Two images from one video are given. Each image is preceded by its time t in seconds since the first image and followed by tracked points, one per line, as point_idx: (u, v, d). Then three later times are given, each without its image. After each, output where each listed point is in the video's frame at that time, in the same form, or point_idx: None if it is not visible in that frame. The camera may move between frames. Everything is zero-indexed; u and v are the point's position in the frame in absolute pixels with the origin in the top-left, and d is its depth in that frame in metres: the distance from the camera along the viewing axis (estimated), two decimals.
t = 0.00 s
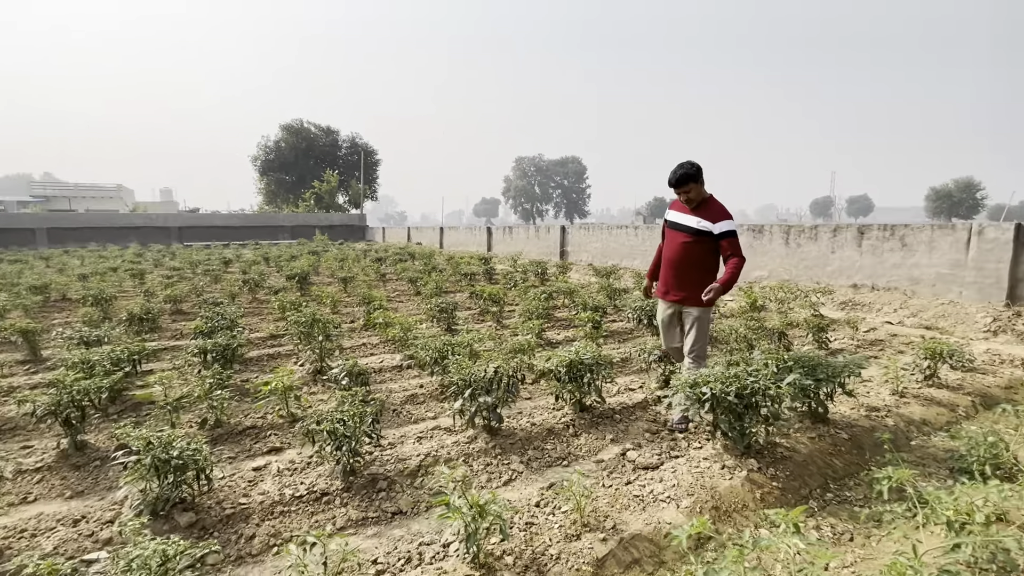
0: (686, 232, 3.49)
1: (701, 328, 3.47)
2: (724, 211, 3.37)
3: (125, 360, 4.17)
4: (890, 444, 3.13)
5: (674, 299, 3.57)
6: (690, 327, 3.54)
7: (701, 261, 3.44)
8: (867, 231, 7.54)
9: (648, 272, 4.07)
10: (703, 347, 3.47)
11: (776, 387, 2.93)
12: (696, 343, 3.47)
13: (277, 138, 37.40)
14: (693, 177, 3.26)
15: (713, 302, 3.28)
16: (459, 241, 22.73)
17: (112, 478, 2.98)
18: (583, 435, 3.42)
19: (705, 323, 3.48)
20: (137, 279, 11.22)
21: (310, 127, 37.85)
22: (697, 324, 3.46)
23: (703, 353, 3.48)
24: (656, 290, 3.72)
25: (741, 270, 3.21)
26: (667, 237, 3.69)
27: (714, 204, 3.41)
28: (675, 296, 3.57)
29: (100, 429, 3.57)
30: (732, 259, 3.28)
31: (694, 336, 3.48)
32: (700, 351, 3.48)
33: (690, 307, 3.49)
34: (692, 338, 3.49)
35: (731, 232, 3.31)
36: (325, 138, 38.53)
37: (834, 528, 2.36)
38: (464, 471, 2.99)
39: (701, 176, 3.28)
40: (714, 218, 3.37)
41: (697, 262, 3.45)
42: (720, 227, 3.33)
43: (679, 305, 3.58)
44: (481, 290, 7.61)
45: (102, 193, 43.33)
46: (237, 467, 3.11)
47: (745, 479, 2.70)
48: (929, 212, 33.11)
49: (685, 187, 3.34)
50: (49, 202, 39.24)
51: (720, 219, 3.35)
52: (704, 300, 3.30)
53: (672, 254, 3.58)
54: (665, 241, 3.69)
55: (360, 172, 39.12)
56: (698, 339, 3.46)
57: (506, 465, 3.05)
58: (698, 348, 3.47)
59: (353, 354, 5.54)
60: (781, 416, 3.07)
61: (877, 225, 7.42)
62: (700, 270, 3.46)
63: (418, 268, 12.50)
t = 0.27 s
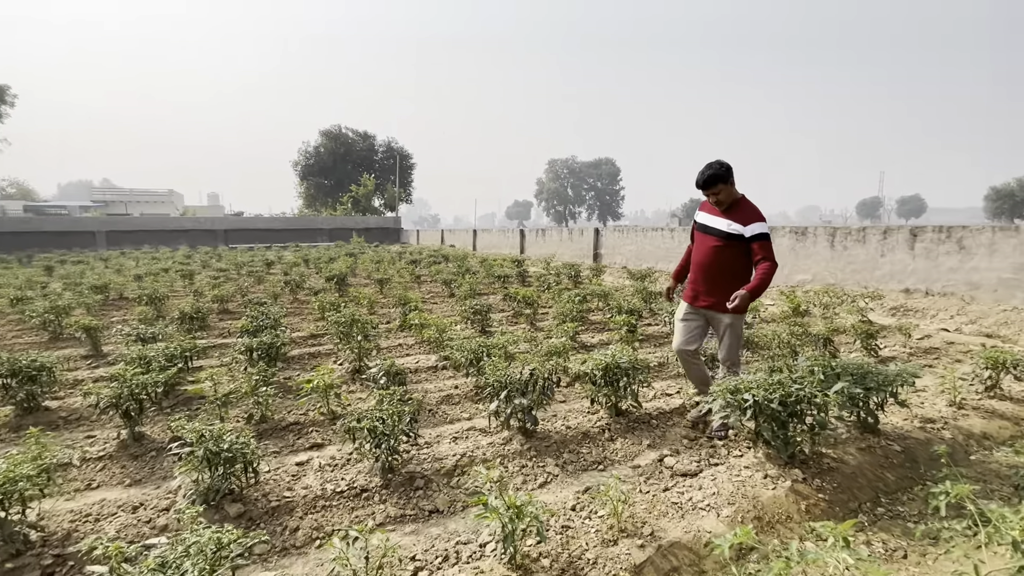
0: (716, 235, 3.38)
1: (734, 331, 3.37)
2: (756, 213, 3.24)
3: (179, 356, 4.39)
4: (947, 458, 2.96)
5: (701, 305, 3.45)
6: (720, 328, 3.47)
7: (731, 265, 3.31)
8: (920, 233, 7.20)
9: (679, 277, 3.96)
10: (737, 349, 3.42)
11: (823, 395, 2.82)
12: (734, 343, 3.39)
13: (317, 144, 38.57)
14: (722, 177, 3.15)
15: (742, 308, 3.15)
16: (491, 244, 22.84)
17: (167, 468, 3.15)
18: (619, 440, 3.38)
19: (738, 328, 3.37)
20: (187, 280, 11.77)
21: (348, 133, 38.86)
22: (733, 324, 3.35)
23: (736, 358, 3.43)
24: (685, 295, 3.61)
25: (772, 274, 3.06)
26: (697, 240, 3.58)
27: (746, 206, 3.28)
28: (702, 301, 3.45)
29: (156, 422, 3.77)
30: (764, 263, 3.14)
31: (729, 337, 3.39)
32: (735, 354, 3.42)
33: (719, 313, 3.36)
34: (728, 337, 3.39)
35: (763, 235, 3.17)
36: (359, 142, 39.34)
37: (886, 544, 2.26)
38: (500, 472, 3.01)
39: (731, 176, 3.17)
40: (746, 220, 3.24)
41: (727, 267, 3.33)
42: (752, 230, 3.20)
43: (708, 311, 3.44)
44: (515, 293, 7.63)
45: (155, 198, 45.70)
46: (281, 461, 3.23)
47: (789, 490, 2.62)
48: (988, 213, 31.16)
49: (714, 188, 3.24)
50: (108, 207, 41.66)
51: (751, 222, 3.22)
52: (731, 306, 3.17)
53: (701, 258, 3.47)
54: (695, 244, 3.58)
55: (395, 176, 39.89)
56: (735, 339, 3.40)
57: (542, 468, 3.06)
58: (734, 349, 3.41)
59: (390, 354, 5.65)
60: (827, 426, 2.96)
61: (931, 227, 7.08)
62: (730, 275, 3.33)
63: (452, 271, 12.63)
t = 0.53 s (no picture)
0: (731, 242, 3.14)
1: (758, 342, 3.16)
2: (774, 217, 3.00)
3: (219, 354, 4.55)
4: (1005, 474, 2.78)
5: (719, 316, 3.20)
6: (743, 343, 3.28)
7: (749, 273, 3.08)
8: (975, 234, 6.79)
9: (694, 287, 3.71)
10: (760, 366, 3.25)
11: (868, 404, 2.69)
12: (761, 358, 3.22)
13: (351, 147, 39.47)
14: (735, 183, 2.92)
15: (764, 318, 2.93)
16: (521, 245, 22.83)
17: (207, 462, 3.27)
18: (649, 446, 3.32)
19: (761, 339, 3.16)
20: (228, 279, 12.21)
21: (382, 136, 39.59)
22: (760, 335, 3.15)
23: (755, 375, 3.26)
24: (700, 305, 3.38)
25: (795, 283, 2.84)
26: (710, 248, 3.34)
27: (763, 210, 3.04)
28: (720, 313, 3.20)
29: (197, 416, 3.93)
30: (785, 270, 2.91)
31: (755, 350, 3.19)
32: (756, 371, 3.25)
33: (739, 324, 3.13)
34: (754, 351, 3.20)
35: (783, 240, 2.94)
36: (393, 142, 39.95)
37: (936, 564, 2.14)
38: (528, 475, 3.00)
39: (745, 181, 2.94)
40: (763, 226, 3.00)
41: (744, 276, 3.09)
42: (770, 235, 2.96)
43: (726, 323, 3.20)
44: (544, 294, 7.61)
45: (199, 201, 47.62)
46: (314, 458, 3.30)
47: (829, 502, 2.51)
48: None
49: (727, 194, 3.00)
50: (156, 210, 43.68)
51: (770, 227, 2.98)
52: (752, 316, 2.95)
53: (716, 267, 3.24)
54: (709, 253, 3.34)
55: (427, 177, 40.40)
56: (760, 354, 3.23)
57: (571, 472, 3.03)
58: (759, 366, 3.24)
59: (420, 354, 5.71)
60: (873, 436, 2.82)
61: (987, 227, 6.67)
62: (748, 283, 3.09)
63: (482, 272, 12.70)
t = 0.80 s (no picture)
0: (735, 240, 2.98)
1: (769, 349, 2.95)
2: (778, 210, 2.84)
3: (252, 351, 4.68)
4: None
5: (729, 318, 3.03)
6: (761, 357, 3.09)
7: (757, 272, 2.91)
8: None
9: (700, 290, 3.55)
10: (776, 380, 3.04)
11: (912, 413, 2.55)
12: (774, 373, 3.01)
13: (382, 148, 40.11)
14: (736, 177, 2.78)
15: (777, 318, 2.75)
16: (549, 245, 22.73)
17: (240, 456, 3.37)
18: (677, 450, 3.24)
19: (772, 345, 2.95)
20: (264, 278, 12.59)
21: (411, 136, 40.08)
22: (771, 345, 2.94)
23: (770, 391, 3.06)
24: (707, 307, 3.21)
25: (807, 279, 2.68)
26: (713, 247, 3.18)
27: (766, 204, 2.89)
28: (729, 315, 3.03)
29: (231, 411, 4.05)
30: (796, 266, 2.75)
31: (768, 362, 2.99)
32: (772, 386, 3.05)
33: (749, 326, 2.95)
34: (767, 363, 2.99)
35: (791, 234, 2.78)
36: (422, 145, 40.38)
37: None
38: (553, 477, 2.97)
39: (745, 174, 2.79)
40: (769, 220, 2.84)
41: (751, 274, 2.92)
42: (777, 230, 2.81)
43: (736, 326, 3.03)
44: (572, 294, 7.54)
45: (237, 202, 49.26)
46: (342, 455, 3.36)
47: (868, 515, 2.40)
48: None
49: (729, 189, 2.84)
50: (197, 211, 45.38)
51: (775, 221, 2.82)
52: (764, 316, 2.78)
53: (721, 267, 3.07)
54: (712, 252, 3.17)
55: (456, 177, 40.69)
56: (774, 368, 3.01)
57: (596, 475, 2.98)
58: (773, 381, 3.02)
59: (447, 354, 5.74)
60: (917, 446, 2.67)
61: None
62: (756, 282, 2.92)
63: (509, 271, 12.70)
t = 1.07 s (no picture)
0: (745, 235, 2.86)
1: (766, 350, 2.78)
2: (791, 204, 2.72)
3: (281, 348, 4.79)
4: None
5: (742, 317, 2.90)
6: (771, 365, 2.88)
7: (769, 267, 2.78)
8: None
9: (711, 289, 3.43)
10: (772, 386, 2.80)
11: (955, 420, 2.40)
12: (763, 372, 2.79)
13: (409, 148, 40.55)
14: (746, 170, 2.67)
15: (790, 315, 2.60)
16: (575, 243, 22.56)
17: (268, 450, 3.45)
18: (703, 453, 3.16)
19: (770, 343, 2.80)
20: (294, 276, 12.88)
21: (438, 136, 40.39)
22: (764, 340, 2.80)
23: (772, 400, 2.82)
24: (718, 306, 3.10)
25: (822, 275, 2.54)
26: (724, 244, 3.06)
27: (778, 197, 2.76)
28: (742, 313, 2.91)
29: (260, 406, 4.15)
30: (810, 260, 2.61)
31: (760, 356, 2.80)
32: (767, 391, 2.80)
33: (759, 323, 2.82)
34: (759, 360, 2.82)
35: (804, 228, 2.65)
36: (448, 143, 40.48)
37: None
38: (575, 478, 2.94)
39: (756, 167, 2.68)
40: (781, 214, 2.71)
41: (762, 270, 2.80)
42: (790, 224, 2.68)
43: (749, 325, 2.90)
44: (596, 293, 7.46)
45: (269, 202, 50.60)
46: (365, 451, 3.39)
47: (905, 526, 2.30)
48: None
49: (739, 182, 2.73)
50: (232, 211, 46.80)
51: (788, 215, 2.69)
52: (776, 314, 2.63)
53: (730, 263, 2.96)
54: (723, 249, 3.05)
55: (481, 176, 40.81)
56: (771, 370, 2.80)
57: (618, 477, 2.94)
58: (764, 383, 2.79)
59: (471, 352, 5.75)
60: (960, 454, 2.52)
61: None
62: (767, 278, 2.80)
63: (534, 269, 12.66)
